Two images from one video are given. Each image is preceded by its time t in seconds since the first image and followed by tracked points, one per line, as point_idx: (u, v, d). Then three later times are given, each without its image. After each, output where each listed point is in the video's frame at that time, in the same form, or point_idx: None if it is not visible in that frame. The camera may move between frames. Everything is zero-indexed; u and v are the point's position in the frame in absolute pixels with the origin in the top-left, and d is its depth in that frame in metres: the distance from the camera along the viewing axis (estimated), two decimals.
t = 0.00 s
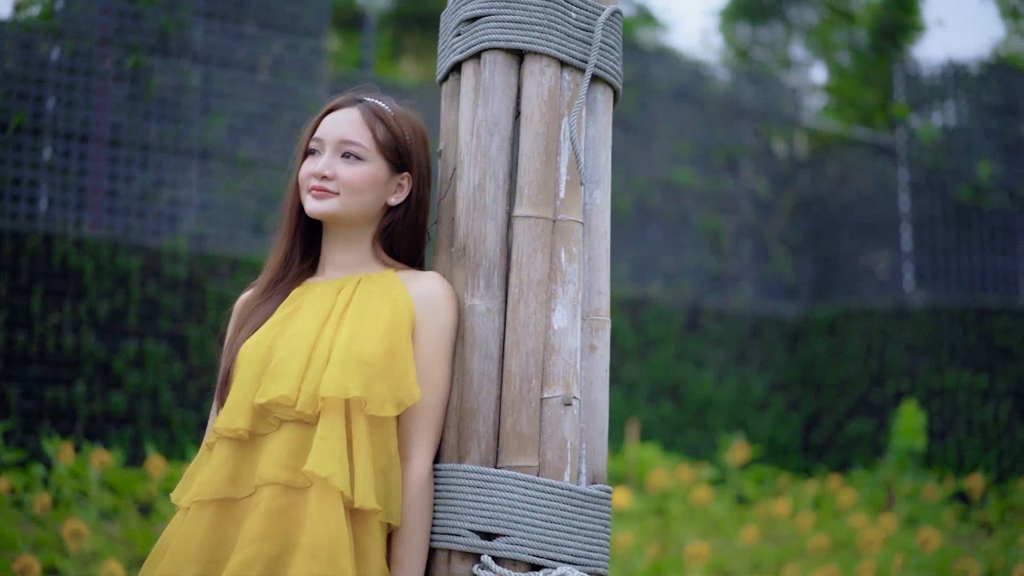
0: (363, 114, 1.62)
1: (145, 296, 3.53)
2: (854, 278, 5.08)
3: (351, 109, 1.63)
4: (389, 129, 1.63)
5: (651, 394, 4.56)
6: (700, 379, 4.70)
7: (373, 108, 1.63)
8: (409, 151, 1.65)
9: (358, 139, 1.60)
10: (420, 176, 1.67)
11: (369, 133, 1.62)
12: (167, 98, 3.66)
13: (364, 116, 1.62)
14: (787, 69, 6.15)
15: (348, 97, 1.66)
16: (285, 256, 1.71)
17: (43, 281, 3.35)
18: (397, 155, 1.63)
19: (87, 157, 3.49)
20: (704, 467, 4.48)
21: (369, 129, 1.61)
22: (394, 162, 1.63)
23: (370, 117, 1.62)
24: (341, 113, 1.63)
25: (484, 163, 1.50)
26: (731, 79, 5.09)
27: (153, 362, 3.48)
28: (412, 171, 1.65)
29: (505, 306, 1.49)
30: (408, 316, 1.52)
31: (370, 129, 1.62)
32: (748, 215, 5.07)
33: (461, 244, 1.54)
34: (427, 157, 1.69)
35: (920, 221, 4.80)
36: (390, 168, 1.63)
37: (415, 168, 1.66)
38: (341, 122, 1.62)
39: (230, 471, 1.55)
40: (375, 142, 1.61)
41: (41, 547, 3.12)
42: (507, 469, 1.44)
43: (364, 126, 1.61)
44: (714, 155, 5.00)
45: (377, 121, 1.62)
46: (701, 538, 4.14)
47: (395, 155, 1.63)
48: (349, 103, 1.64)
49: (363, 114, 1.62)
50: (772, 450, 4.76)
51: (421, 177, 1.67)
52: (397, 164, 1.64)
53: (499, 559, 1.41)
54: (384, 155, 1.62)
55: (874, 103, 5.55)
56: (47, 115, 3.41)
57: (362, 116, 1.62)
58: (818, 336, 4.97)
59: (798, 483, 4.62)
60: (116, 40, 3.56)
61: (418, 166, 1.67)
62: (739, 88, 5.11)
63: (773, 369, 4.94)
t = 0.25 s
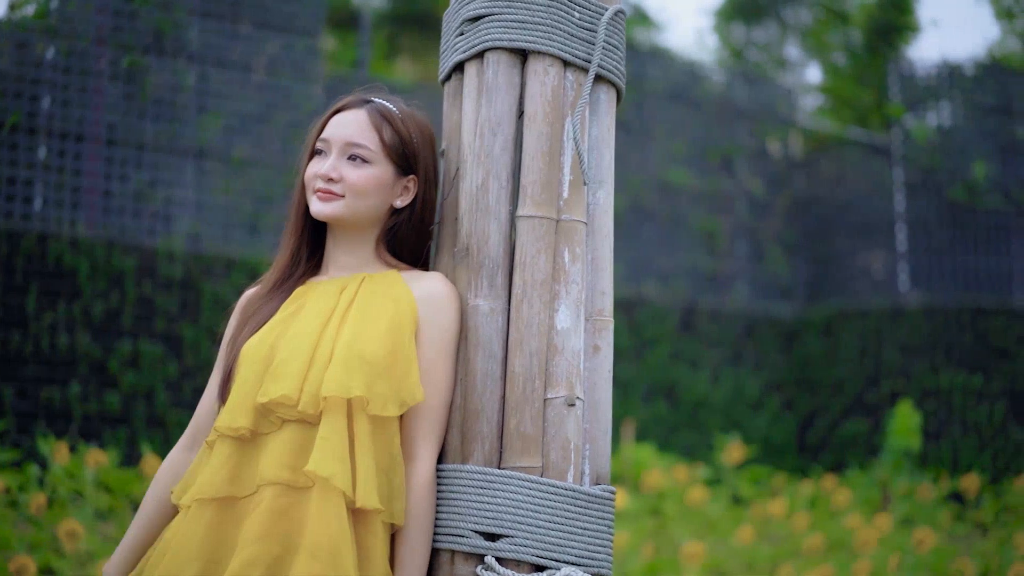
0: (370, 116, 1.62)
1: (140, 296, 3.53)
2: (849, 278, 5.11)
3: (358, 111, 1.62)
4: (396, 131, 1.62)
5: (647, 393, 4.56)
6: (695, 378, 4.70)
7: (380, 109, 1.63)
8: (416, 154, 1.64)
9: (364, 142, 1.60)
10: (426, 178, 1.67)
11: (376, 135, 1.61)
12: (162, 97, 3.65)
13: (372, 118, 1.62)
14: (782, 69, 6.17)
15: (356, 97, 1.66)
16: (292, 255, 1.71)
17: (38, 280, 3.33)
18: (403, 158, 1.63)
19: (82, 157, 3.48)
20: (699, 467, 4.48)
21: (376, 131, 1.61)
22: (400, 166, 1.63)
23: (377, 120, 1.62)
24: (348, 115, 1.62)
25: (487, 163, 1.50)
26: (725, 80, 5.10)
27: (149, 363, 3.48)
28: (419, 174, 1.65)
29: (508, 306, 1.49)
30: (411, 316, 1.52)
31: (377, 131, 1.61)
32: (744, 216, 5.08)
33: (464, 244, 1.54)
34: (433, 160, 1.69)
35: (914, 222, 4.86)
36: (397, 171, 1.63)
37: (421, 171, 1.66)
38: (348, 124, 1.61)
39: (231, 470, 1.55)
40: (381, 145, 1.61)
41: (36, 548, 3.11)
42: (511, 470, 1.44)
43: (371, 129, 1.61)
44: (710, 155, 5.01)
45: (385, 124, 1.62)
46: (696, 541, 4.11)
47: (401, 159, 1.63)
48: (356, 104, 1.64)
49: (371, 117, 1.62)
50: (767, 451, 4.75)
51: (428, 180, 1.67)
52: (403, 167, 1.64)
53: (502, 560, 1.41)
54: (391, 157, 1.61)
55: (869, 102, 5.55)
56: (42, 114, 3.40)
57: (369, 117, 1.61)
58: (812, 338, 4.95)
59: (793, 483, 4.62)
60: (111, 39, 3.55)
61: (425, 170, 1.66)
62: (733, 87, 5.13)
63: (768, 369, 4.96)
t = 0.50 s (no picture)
0: (379, 118, 1.61)
1: (137, 295, 3.50)
2: (847, 276, 5.11)
3: (368, 112, 1.62)
4: (405, 133, 1.62)
5: (644, 394, 4.54)
6: (694, 379, 4.68)
7: (390, 111, 1.62)
8: (425, 157, 1.63)
9: (374, 144, 1.60)
10: (436, 181, 1.65)
11: (385, 137, 1.61)
12: (159, 97, 3.64)
13: (381, 120, 1.61)
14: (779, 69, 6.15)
15: (365, 98, 1.65)
16: (299, 255, 1.70)
17: (35, 281, 3.32)
18: (412, 160, 1.62)
19: (79, 157, 3.47)
20: (697, 468, 4.46)
21: (385, 133, 1.60)
22: (408, 168, 1.62)
23: (387, 121, 1.61)
24: (357, 116, 1.62)
25: (493, 162, 1.50)
26: (723, 80, 5.11)
27: (146, 363, 3.45)
28: (427, 176, 1.63)
29: (514, 306, 1.48)
30: (416, 316, 1.51)
31: (386, 134, 1.61)
32: (742, 215, 5.07)
33: (469, 244, 1.54)
34: (443, 162, 1.67)
35: (912, 223, 4.89)
36: (405, 174, 1.62)
37: (430, 174, 1.64)
38: (357, 125, 1.60)
39: (234, 470, 1.55)
40: (390, 147, 1.60)
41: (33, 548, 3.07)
42: (517, 470, 1.43)
43: (380, 131, 1.60)
44: (708, 156, 5.01)
45: (394, 126, 1.61)
46: (695, 540, 4.13)
47: (410, 161, 1.62)
48: (366, 105, 1.63)
49: (380, 118, 1.61)
50: (766, 452, 4.73)
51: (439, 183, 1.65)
52: (411, 169, 1.62)
53: (508, 560, 1.40)
54: (400, 160, 1.60)
55: (865, 102, 5.54)
56: (39, 114, 3.39)
57: (378, 119, 1.61)
58: (808, 338, 4.95)
59: (791, 483, 4.61)
60: (108, 39, 3.54)
61: (434, 172, 1.65)
62: (730, 88, 5.12)
63: (766, 368, 4.95)
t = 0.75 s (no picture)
0: (392, 119, 1.61)
1: (137, 295, 3.48)
2: (846, 276, 5.11)
3: (380, 113, 1.61)
4: (418, 135, 1.61)
5: (643, 393, 4.51)
6: (693, 380, 4.66)
7: (402, 111, 1.62)
8: (437, 158, 1.62)
9: (385, 145, 1.59)
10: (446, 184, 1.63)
11: (397, 138, 1.60)
12: (158, 97, 3.64)
13: (393, 121, 1.61)
14: (779, 69, 6.12)
15: (377, 97, 1.65)
16: (308, 253, 1.70)
17: (34, 280, 3.30)
18: (423, 162, 1.61)
19: (79, 157, 3.46)
20: (697, 468, 4.44)
21: (397, 134, 1.60)
22: (419, 170, 1.61)
23: (399, 123, 1.61)
24: (369, 116, 1.61)
25: (502, 161, 1.49)
26: (723, 80, 5.11)
27: (146, 362, 3.42)
28: (438, 178, 1.62)
29: (523, 306, 1.48)
30: (425, 315, 1.51)
31: (399, 135, 1.60)
32: (741, 216, 5.04)
33: (478, 243, 1.53)
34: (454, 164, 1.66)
35: (911, 223, 4.89)
36: (416, 176, 1.61)
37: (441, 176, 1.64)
38: (370, 126, 1.60)
39: (241, 468, 1.54)
40: (402, 149, 1.60)
41: (33, 547, 3.12)
42: (526, 470, 1.43)
43: (392, 132, 1.60)
44: (707, 155, 5.00)
45: (406, 127, 1.61)
46: (694, 540, 4.13)
47: (422, 162, 1.61)
48: (378, 105, 1.63)
49: (393, 119, 1.61)
50: (760, 451, 4.69)
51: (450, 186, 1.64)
52: (422, 171, 1.62)
53: (518, 560, 1.40)
54: (411, 162, 1.60)
55: (865, 101, 5.51)
56: (38, 114, 3.39)
57: (390, 120, 1.61)
58: (808, 337, 4.95)
59: (791, 482, 4.60)
60: (108, 39, 3.55)
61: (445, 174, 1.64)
62: (730, 88, 5.11)
63: (766, 368, 4.94)
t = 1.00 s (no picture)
0: (405, 120, 1.60)
1: (137, 295, 3.46)
2: (846, 275, 5.11)
3: (393, 113, 1.61)
4: (431, 136, 1.60)
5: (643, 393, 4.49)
6: (693, 380, 4.63)
7: (415, 112, 1.61)
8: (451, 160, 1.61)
9: (398, 146, 1.59)
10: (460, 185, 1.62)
11: (410, 139, 1.60)
12: (158, 96, 3.62)
13: (406, 122, 1.60)
14: (780, 69, 6.11)
15: (390, 97, 1.64)
16: (320, 252, 1.69)
17: (34, 280, 3.28)
18: (436, 163, 1.60)
19: (79, 156, 3.45)
20: (698, 468, 4.43)
21: (410, 135, 1.59)
22: (432, 171, 1.61)
23: (412, 123, 1.60)
24: (382, 116, 1.61)
25: (513, 159, 1.49)
26: (724, 80, 5.11)
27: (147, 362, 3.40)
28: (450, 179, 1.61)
29: (534, 305, 1.48)
30: (435, 314, 1.51)
31: (412, 136, 1.59)
32: (742, 216, 5.04)
33: (489, 241, 1.53)
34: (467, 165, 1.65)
35: (912, 222, 4.88)
36: (428, 177, 1.61)
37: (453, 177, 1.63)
38: (383, 126, 1.60)
39: (249, 465, 1.54)
40: (415, 150, 1.59)
41: (35, 547, 3.13)
42: (538, 470, 1.43)
43: (405, 133, 1.59)
44: (707, 154, 4.97)
45: (419, 128, 1.60)
46: (696, 540, 4.13)
47: (434, 164, 1.60)
48: (390, 104, 1.62)
49: (406, 120, 1.60)
50: (762, 451, 4.67)
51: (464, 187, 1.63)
52: (435, 172, 1.61)
53: (530, 560, 1.40)
54: (424, 163, 1.59)
55: (865, 101, 5.50)
56: (38, 113, 3.39)
57: (404, 120, 1.60)
58: (809, 337, 4.94)
59: (792, 482, 4.59)
60: (108, 38, 3.54)
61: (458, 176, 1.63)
62: (730, 88, 5.11)
63: (766, 369, 4.92)
